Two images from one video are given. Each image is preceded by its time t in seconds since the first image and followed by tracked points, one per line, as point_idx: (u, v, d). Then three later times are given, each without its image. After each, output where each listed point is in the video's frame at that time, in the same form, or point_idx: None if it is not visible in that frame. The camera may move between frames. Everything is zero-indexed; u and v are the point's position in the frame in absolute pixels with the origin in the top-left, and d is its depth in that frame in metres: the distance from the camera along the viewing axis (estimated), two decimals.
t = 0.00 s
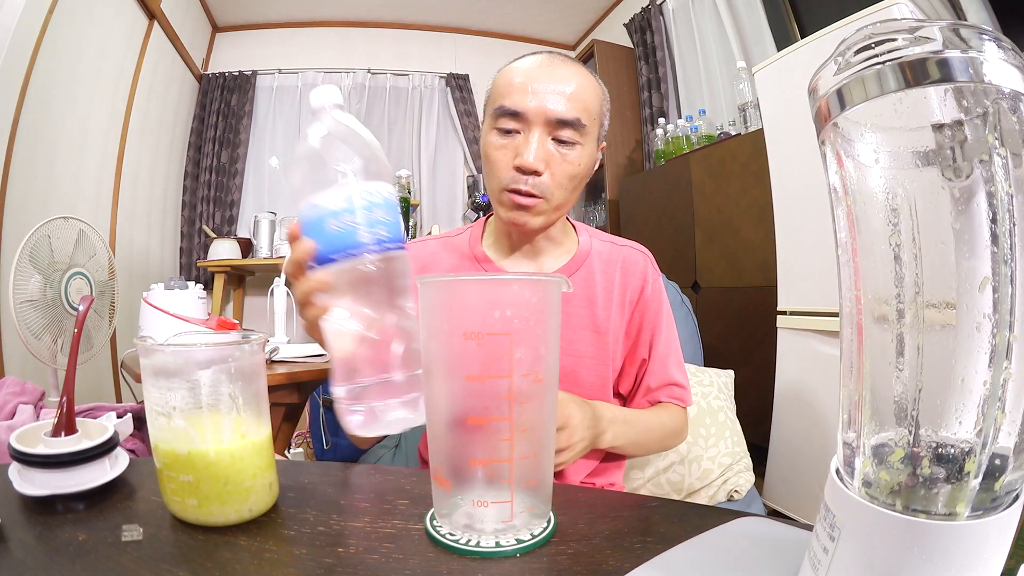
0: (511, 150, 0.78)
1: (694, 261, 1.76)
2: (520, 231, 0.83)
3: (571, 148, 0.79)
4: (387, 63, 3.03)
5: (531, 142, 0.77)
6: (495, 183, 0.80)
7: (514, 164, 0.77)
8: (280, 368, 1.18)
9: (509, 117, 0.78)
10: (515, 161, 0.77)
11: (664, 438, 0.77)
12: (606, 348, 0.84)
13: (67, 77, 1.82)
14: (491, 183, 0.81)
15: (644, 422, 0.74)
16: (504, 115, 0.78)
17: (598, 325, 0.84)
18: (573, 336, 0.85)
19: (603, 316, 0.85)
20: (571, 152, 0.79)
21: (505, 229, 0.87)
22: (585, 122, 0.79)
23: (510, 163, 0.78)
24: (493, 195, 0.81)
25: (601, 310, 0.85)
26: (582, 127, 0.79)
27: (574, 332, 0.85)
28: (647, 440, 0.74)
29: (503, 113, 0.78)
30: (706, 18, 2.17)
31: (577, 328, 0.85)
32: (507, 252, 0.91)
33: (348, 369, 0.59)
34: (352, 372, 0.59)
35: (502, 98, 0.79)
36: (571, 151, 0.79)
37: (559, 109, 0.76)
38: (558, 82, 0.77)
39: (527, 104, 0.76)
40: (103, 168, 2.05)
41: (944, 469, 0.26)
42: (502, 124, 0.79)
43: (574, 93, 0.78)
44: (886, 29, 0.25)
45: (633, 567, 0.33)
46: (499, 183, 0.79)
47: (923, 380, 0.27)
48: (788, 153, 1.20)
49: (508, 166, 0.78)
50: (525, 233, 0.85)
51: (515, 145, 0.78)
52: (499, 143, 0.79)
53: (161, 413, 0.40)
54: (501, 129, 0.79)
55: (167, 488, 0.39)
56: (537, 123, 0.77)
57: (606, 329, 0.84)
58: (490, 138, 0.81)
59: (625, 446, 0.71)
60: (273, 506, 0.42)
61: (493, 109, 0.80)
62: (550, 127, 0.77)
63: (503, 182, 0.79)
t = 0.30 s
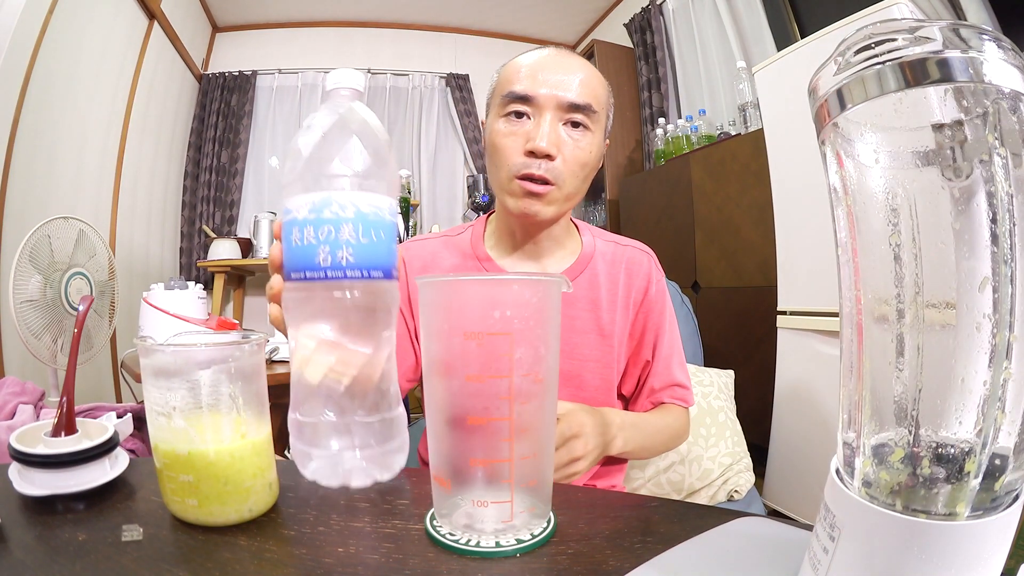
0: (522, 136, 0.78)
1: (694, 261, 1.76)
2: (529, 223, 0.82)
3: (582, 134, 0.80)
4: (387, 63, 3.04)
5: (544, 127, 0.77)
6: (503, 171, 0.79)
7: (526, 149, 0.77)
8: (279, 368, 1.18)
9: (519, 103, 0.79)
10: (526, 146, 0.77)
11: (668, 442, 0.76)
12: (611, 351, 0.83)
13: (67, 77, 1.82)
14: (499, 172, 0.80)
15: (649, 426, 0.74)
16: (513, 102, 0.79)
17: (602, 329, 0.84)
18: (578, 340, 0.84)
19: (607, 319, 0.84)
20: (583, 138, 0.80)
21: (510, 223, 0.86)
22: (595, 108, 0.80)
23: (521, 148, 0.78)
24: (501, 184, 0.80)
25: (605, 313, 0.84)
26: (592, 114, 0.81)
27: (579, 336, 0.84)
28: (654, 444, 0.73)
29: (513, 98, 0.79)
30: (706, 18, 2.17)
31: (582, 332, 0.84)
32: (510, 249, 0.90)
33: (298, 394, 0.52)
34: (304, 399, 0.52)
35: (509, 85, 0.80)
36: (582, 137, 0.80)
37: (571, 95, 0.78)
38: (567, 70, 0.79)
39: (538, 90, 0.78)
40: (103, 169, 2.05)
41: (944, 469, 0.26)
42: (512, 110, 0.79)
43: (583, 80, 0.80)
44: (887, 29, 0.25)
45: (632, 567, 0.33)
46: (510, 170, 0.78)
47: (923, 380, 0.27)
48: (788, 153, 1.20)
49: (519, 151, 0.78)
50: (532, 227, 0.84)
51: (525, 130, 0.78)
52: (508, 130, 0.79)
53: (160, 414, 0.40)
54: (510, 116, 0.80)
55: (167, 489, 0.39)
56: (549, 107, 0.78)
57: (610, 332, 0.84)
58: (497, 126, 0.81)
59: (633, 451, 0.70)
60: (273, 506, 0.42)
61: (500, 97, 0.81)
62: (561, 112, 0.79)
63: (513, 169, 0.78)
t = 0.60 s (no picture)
0: (516, 135, 0.78)
1: (694, 260, 1.76)
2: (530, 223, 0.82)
3: (578, 128, 0.80)
4: (387, 63, 3.03)
5: (538, 124, 0.77)
6: (500, 172, 0.79)
7: (522, 149, 0.77)
8: (279, 368, 1.18)
9: (511, 101, 0.79)
10: (521, 146, 0.77)
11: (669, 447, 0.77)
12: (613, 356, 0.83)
13: (67, 77, 1.82)
14: (496, 173, 0.80)
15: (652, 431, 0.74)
16: (505, 100, 0.79)
17: (604, 332, 0.84)
18: (580, 343, 0.84)
19: (609, 322, 0.84)
20: (579, 133, 0.80)
21: (509, 224, 0.86)
22: (590, 100, 0.80)
23: (517, 148, 0.78)
24: (499, 186, 0.80)
25: (607, 317, 0.84)
26: (587, 106, 0.81)
27: (581, 340, 0.84)
28: (656, 450, 0.74)
29: (505, 98, 0.79)
30: (706, 18, 2.17)
31: (584, 336, 0.84)
32: (510, 251, 0.91)
33: (298, 398, 0.51)
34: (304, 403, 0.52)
35: (500, 84, 0.80)
36: (578, 132, 0.80)
37: (564, 89, 0.78)
38: (558, 64, 0.79)
39: (530, 86, 0.78)
40: (103, 169, 2.05)
41: (944, 469, 0.26)
42: (506, 110, 0.79)
43: (576, 72, 0.80)
44: (887, 29, 0.25)
45: (633, 567, 0.33)
46: (507, 172, 0.78)
47: (923, 380, 0.27)
48: (788, 153, 1.20)
49: (515, 152, 0.78)
50: (533, 228, 0.84)
51: (520, 130, 0.78)
52: (502, 130, 0.79)
53: (160, 413, 0.40)
54: (503, 115, 0.80)
55: (167, 488, 0.39)
56: (542, 103, 0.78)
57: (612, 336, 0.84)
58: (491, 126, 0.81)
59: (633, 460, 0.70)
60: (274, 506, 0.42)
61: (492, 97, 0.81)
62: (556, 108, 0.79)
63: (510, 170, 0.78)
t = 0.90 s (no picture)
0: (512, 134, 0.78)
1: (694, 260, 1.76)
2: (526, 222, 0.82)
3: (573, 127, 0.80)
4: (387, 63, 3.03)
5: (534, 123, 0.77)
6: (497, 171, 0.79)
7: (517, 147, 0.77)
8: (279, 368, 1.18)
9: (507, 101, 0.79)
10: (517, 144, 0.77)
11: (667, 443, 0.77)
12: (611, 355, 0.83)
13: (67, 77, 1.82)
14: (492, 173, 0.80)
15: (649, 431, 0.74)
16: (500, 101, 0.79)
17: (602, 331, 0.84)
18: (579, 343, 0.84)
19: (608, 321, 0.84)
20: (574, 131, 0.80)
21: (507, 224, 0.86)
22: (584, 99, 0.81)
23: (513, 147, 0.78)
24: (496, 185, 0.80)
25: (606, 316, 0.84)
26: (582, 105, 0.81)
27: (580, 339, 0.84)
28: (656, 447, 0.74)
29: (501, 98, 0.79)
30: (706, 18, 2.16)
31: (583, 336, 0.84)
32: (508, 251, 0.91)
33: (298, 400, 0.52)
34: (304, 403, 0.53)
35: (496, 85, 0.80)
36: (574, 130, 0.80)
37: (558, 88, 0.78)
38: (553, 64, 0.79)
39: (524, 86, 0.78)
40: (103, 169, 2.05)
41: (944, 469, 0.26)
42: (501, 110, 0.79)
43: (570, 72, 0.80)
44: (887, 29, 0.25)
45: (633, 567, 0.33)
46: (503, 171, 0.78)
47: (923, 380, 0.27)
48: (788, 153, 1.20)
49: (511, 150, 0.78)
50: (530, 226, 0.84)
51: (516, 128, 0.78)
52: (498, 130, 0.79)
53: (160, 414, 0.40)
54: (499, 115, 0.80)
55: (168, 488, 0.39)
56: (537, 103, 0.78)
57: (611, 335, 0.84)
58: (487, 127, 0.81)
59: (631, 459, 0.70)
60: (273, 506, 0.42)
61: (488, 98, 0.81)
62: (550, 107, 0.79)
63: (507, 169, 0.78)
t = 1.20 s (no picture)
0: (509, 130, 0.78)
1: (694, 260, 1.76)
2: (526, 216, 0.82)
3: (569, 121, 0.80)
4: (388, 64, 3.03)
5: (530, 117, 0.77)
6: (495, 167, 0.79)
7: (516, 141, 0.77)
8: (279, 368, 1.18)
9: (502, 98, 0.79)
10: (515, 138, 0.77)
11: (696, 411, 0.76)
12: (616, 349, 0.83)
13: (67, 77, 1.82)
14: (491, 169, 0.80)
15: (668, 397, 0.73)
16: (495, 97, 0.79)
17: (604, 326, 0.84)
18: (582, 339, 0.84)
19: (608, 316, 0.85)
20: (570, 125, 0.80)
21: (507, 221, 0.86)
22: (578, 93, 0.81)
23: (511, 141, 0.77)
24: (495, 181, 0.80)
25: (606, 312, 0.85)
26: (576, 99, 0.81)
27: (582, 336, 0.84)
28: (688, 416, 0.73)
29: (496, 95, 0.79)
30: (706, 18, 2.16)
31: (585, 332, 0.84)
32: (508, 249, 0.91)
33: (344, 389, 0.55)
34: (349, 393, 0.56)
35: (491, 82, 0.80)
36: (570, 124, 0.80)
37: (552, 83, 0.78)
38: (547, 60, 0.79)
39: (519, 82, 0.78)
40: (103, 169, 2.05)
41: (944, 469, 0.26)
42: (497, 106, 0.79)
43: (564, 67, 0.80)
44: (886, 29, 0.25)
45: (633, 566, 0.33)
46: (502, 166, 0.78)
47: (923, 380, 0.27)
48: (789, 153, 1.20)
49: (510, 144, 0.77)
50: (530, 222, 0.84)
51: (513, 124, 0.78)
52: (494, 126, 0.79)
53: (160, 414, 0.40)
54: (495, 112, 0.79)
55: (168, 488, 0.39)
56: (532, 97, 0.78)
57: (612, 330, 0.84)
58: (484, 124, 0.81)
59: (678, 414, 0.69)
60: (273, 506, 0.42)
61: (483, 95, 0.81)
62: (546, 101, 0.79)
63: (506, 164, 0.78)
